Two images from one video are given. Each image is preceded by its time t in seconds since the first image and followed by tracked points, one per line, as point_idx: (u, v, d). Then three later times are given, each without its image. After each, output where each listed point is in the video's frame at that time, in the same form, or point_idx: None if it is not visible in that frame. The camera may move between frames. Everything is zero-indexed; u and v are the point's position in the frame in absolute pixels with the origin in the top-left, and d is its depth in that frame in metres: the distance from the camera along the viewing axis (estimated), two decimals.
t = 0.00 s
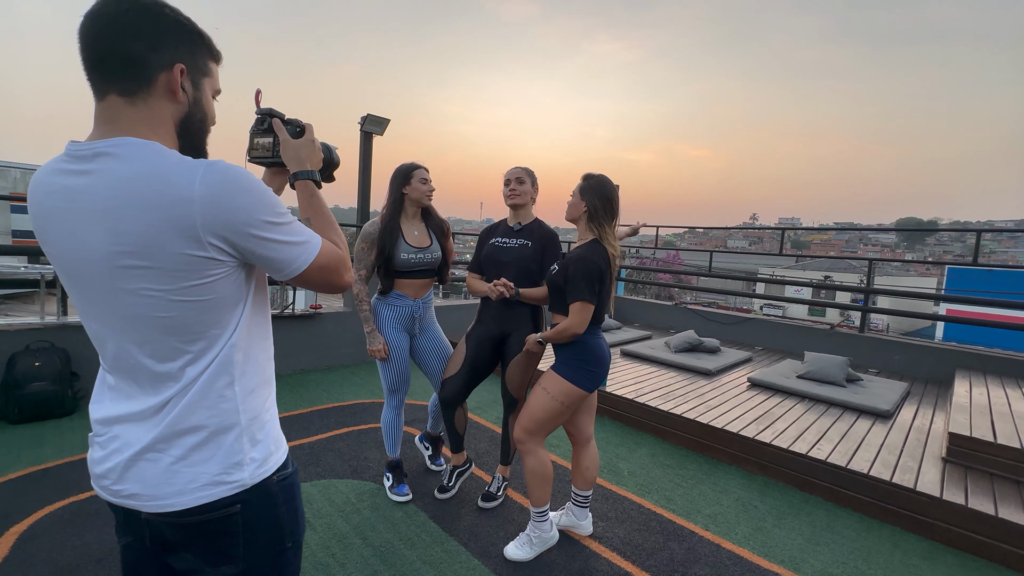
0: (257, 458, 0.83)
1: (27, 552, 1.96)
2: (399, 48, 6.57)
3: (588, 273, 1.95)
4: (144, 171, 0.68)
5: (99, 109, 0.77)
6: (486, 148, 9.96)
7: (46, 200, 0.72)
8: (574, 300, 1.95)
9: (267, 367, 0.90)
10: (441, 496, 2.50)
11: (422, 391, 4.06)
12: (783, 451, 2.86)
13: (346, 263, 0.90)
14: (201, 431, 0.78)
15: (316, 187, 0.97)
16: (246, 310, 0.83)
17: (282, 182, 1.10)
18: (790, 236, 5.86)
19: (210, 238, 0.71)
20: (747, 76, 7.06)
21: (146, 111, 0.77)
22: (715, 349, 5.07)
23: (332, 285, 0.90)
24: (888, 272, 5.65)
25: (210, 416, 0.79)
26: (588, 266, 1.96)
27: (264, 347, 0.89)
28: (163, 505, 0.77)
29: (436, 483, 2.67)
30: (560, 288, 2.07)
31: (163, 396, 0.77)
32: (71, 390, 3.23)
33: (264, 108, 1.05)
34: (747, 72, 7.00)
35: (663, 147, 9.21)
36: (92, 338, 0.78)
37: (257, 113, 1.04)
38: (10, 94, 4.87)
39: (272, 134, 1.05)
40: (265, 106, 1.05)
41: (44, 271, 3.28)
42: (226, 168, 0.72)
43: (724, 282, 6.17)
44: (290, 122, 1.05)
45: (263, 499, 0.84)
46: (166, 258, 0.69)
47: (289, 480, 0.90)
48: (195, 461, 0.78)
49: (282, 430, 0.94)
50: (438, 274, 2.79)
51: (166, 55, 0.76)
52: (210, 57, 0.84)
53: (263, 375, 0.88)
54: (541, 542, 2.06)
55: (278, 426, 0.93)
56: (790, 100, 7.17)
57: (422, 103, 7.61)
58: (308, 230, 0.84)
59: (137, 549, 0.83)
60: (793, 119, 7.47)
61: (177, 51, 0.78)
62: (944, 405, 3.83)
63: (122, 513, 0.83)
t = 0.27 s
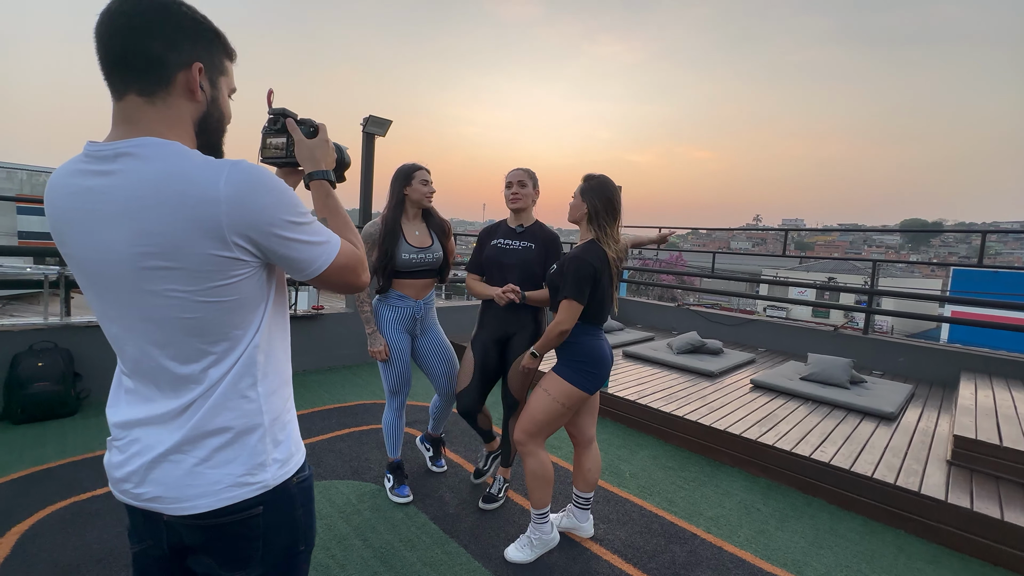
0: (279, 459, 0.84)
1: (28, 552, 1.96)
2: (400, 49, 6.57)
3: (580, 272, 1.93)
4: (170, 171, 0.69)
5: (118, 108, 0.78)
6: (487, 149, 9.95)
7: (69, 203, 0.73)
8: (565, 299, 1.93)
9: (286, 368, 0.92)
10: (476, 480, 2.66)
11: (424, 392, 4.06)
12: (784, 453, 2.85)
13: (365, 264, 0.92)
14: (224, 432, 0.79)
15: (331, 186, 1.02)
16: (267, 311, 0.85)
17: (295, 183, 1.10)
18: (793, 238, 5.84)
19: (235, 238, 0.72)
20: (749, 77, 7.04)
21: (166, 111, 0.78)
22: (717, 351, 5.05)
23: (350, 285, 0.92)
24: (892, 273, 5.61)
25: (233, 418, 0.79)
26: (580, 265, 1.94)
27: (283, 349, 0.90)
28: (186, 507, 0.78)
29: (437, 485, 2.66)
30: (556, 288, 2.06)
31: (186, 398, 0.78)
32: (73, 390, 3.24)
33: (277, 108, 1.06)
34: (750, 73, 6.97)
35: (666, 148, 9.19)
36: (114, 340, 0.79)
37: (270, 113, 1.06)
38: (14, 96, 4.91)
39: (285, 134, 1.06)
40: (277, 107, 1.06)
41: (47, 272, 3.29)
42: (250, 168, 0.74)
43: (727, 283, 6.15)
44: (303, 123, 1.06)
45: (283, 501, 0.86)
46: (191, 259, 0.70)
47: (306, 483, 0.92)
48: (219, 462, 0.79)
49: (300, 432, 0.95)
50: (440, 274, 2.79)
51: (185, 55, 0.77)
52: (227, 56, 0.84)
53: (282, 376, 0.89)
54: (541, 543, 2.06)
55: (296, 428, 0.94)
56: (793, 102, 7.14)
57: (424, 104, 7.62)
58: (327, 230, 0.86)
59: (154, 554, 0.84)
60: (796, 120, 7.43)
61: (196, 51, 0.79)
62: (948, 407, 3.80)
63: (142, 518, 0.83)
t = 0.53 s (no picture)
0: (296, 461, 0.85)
1: (30, 551, 1.97)
2: (404, 50, 6.58)
3: (580, 270, 1.92)
4: (190, 170, 0.69)
5: (134, 106, 0.77)
6: (491, 150, 9.95)
7: (85, 202, 0.72)
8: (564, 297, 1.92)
9: (301, 370, 0.92)
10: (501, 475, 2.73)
11: (427, 392, 4.06)
12: (789, 455, 2.82)
13: (380, 265, 0.91)
14: (242, 435, 0.79)
15: (344, 185, 0.99)
16: (284, 313, 0.85)
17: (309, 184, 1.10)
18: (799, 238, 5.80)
19: (256, 238, 0.72)
20: (755, 77, 7.00)
21: (183, 108, 0.77)
22: (722, 352, 5.02)
23: (366, 286, 0.91)
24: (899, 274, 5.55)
25: (251, 420, 0.79)
26: (579, 264, 1.93)
27: (299, 351, 0.90)
28: (203, 511, 0.77)
29: (439, 486, 2.65)
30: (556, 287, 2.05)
31: (203, 400, 0.77)
32: (78, 389, 3.26)
33: (289, 107, 1.05)
34: (755, 74, 6.93)
35: (670, 149, 9.16)
36: (129, 341, 0.78)
37: (284, 112, 1.04)
38: (21, 96, 4.95)
39: (298, 134, 1.05)
40: (289, 106, 1.05)
41: (53, 271, 3.31)
42: (270, 167, 0.73)
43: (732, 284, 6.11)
44: (316, 122, 1.06)
45: (298, 505, 0.86)
46: (211, 259, 0.69)
47: (320, 487, 0.92)
48: (236, 465, 0.78)
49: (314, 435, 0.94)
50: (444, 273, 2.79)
51: (202, 52, 0.77)
52: (242, 53, 0.84)
53: (298, 378, 0.89)
54: (542, 545, 2.04)
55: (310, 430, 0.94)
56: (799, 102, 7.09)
57: (427, 105, 7.62)
58: (345, 229, 0.85)
59: (168, 559, 0.84)
60: (801, 121, 7.38)
61: (212, 48, 0.78)
62: (957, 410, 3.75)
63: (155, 522, 0.82)
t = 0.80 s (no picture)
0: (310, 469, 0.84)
1: (35, 550, 1.98)
2: (410, 51, 6.58)
3: (586, 273, 1.89)
4: (206, 172, 0.67)
5: (146, 106, 0.76)
6: (497, 150, 9.93)
7: (97, 204, 0.71)
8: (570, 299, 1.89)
9: (314, 375, 0.91)
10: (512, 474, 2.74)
11: (431, 393, 4.04)
12: (799, 459, 2.77)
13: (394, 267, 0.89)
14: (256, 442, 0.78)
15: (358, 188, 0.98)
16: (298, 317, 0.84)
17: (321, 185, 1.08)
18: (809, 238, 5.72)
19: (273, 241, 0.70)
20: (764, 76, 6.91)
21: (196, 108, 0.76)
22: (730, 353, 4.95)
23: (379, 289, 0.89)
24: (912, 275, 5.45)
25: (266, 426, 0.78)
26: (585, 265, 1.89)
27: (312, 356, 0.89)
28: (215, 520, 0.76)
29: (442, 488, 2.63)
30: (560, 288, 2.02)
31: (217, 406, 0.76)
32: (85, 389, 3.29)
33: (300, 107, 1.04)
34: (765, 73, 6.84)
35: (678, 149, 9.08)
36: (141, 346, 0.77)
37: (294, 111, 1.03)
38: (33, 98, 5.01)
39: (309, 134, 1.03)
40: (300, 105, 1.04)
41: (61, 271, 3.34)
42: (286, 169, 0.72)
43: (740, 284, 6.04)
44: (326, 122, 1.04)
45: (310, 512, 0.85)
46: (227, 263, 0.68)
47: (331, 494, 0.91)
48: (250, 472, 0.77)
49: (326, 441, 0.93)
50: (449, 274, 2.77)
51: (216, 51, 0.75)
52: (255, 52, 0.83)
53: (311, 384, 0.88)
54: (546, 550, 2.01)
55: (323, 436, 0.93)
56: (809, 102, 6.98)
57: (433, 105, 7.61)
58: (359, 232, 0.83)
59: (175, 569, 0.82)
60: (811, 120, 7.28)
61: (225, 46, 0.77)
62: (972, 414, 3.67)
63: (165, 530, 0.81)
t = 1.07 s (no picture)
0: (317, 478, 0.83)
1: (35, 552, 1.98)
2: (414, 53, 6.58)
3: (597, 276, 1.85)
4: (211, 176, 0.65)
5: (148, 107, 0.74)
6: (502, 151, 9.92)
7: (96, 207, 0.69)
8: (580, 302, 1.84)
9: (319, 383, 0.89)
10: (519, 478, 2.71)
11: (435, 396, 4.02)
12: (808, 464, 2.71)
13: (400, 272, 0.87)
14: (262, 451, 0.76)
15: (363, 190, 0.96)
16: (304, 324, 0.82)
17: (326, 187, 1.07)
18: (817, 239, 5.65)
19: (280, 246, 0.69)
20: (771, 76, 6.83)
21: (200, 109, 0.74)
22: (737, 355, 4.89)
23: (387, 294, 0.86)
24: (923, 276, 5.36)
25: (272, 436, 0.77)
26: (597, 269, 1.86)
27: (318, 363, 0.88)
28: (219, 533, 0.74)
29: (443, 491, 2.61)
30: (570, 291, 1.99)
31: (221, 416, 0.74)
32: (90, 390, 3.30)
33: (304, 108, 1.02)
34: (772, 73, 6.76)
35: (685, 149, 9.02)
36: (142, 354, 0.75)
37: (298, 112, 1.01)
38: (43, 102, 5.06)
39: (313, 135, 1.01)
40: (304, 106, 1.02)
41: (67, 274, 3.36)
42: (293, 172, 0.70)
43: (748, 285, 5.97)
44: (331, 123, 1.02)
45: (316, 522, 0.84)
46: (233, 269, 0.66)
47: (336, 503, 0.90)
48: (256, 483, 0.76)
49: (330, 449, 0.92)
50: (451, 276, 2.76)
51: (220, 50, 0.74)
52: (258, 51, 0.81)
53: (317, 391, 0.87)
54: (548, 556, 1.98)
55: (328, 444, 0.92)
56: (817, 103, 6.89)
57: (437, 107, 7.61)
58: (366, 236, 0.82)
59: None
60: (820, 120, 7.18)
61: (229, 45, 0.75)
62: (985, 418, 3.59)
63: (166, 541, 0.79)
